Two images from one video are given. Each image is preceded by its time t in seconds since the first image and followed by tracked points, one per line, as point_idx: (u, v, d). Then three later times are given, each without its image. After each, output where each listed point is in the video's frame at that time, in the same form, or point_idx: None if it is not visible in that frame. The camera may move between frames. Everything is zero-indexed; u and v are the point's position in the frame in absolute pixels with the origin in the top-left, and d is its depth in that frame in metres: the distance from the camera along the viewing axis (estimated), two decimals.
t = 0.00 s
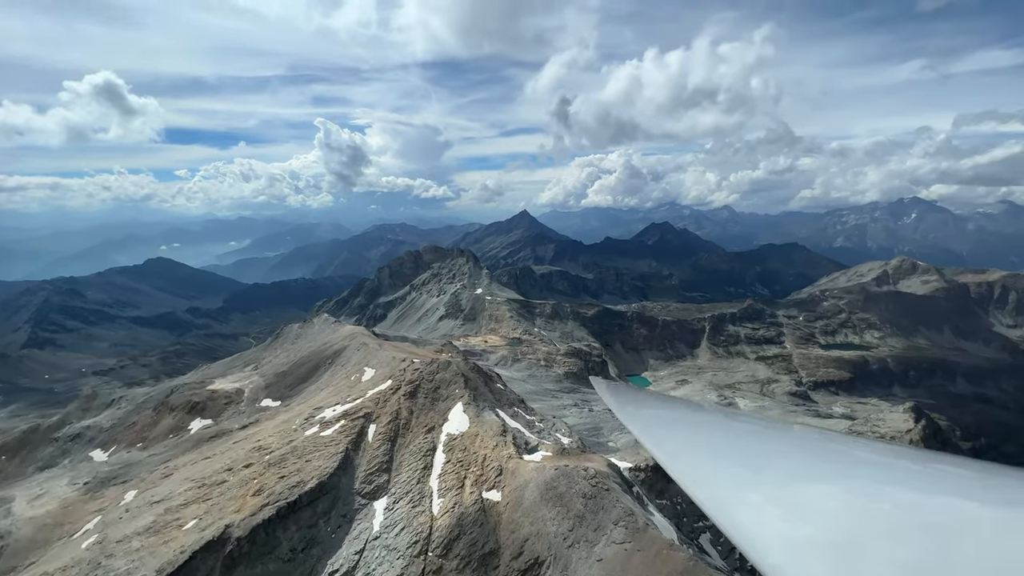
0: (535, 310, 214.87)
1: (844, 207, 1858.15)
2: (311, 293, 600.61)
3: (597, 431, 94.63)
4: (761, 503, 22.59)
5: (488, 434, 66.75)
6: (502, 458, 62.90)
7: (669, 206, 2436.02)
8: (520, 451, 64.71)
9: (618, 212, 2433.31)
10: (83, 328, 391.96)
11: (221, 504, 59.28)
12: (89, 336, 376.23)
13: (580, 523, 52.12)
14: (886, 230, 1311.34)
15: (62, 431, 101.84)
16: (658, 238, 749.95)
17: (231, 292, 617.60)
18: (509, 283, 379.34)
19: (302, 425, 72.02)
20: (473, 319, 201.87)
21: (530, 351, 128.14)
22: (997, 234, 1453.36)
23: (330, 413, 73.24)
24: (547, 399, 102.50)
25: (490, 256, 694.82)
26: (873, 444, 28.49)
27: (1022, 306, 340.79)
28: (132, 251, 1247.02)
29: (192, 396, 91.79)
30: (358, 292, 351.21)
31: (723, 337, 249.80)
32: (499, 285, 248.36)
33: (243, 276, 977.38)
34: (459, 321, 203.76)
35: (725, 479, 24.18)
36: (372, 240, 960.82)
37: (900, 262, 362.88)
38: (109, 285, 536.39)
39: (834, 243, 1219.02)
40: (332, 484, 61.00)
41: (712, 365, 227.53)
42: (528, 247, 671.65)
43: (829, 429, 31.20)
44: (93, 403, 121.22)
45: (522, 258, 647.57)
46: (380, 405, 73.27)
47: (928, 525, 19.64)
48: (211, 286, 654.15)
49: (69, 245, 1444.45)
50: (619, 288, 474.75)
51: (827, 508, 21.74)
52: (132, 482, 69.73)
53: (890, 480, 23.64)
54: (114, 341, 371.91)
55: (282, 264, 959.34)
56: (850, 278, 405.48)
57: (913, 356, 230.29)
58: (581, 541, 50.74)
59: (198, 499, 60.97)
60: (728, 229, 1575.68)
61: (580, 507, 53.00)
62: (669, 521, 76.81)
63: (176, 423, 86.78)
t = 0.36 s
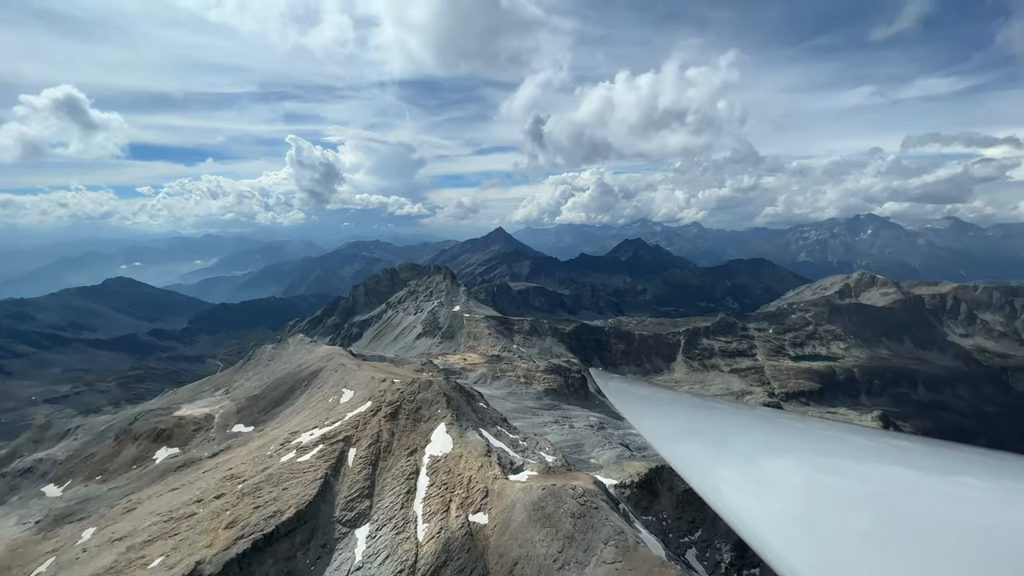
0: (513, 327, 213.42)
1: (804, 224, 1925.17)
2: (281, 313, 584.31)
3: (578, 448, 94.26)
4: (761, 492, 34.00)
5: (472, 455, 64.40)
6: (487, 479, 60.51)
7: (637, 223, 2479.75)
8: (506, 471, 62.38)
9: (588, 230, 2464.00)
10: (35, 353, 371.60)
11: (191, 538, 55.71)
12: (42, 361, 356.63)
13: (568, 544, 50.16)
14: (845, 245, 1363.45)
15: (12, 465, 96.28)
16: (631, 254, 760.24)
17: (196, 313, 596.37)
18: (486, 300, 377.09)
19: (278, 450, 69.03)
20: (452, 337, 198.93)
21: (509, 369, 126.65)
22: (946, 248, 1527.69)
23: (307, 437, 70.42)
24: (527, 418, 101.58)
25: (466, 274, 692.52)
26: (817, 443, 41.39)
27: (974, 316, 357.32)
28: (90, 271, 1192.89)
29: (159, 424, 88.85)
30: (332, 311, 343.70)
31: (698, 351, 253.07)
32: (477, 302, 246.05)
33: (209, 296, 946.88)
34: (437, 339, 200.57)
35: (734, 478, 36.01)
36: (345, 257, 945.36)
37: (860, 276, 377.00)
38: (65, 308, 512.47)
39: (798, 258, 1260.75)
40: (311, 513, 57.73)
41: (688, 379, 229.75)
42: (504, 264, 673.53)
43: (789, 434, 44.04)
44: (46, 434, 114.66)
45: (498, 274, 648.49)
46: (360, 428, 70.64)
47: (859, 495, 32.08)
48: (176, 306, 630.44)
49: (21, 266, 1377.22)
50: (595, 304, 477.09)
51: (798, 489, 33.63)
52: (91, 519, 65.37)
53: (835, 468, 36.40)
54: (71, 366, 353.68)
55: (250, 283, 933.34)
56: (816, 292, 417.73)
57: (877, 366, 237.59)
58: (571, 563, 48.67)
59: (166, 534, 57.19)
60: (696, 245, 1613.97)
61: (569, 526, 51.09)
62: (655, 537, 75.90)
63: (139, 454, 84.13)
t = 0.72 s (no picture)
0: (493, 341, 211.75)
1: (769, 238, 1982.38)
2: (252, 330, 568.11)
3: (561, 462, 93.65)
4: (717, 481, 24.33)
5: (458, 473, 62.07)
6: (473, 498, 58.10)
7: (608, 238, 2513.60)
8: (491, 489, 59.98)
9: (560, 243, 2483.58)
10: None
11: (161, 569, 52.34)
12: None
13: (559, 562, 48.58)
14: (809, 257, 1407.23)
15: None
16: (607, 267, 768.53)
17: (161, 330, 574.22)
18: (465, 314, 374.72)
19: (253, 474, 66.40)
20: (431, 352, 196.05)
21: (490, 383, 124.89)
22: (903, 260, 1592.79)
23: (285, 459, 67.97)
24: (509, 432, 100.39)
25: (443, 288, 688.41)
26: (794, 422, 31.54)
27: (932, 325, 372.10)
28: (47, 288, 1139.82)
29: (124, 451, 87.19)
30: (307, 327, 335.85)
31: (675, 362, 255.06)
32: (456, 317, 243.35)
33: (175, 311, 913.60)
34: (416, 354, 197.33)
35: (679, 458, 26.26)
36: (318, 273, 928.08)
37: (826, 287, 388.58)
38: (20, 328, 487.97)
39: (765, 270, 1295.40)
40: (291, 539, 54.78)
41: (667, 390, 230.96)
42: (482, 278, 672.92)
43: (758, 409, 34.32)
44: None
45: (476, 288, 647.09)
46: (341, 448, 68.22)
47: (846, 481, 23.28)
48: (140, 323, 605.69)
49: None
50: (573, 317, 478.57)
51: (766, 477, 24.04)
52: (51, 552, 61.72)
53: (816, 452, 26.81)
54: (27, 389, 335.78)
55: (219, 299, 906.96)
56: (785, 303, 428.41)
57: (845, 374, 244.42)
58: None
59: (133, 565, 53.69)
60: (667, 258, 1645.39)
61: (559, 543, 49.56)
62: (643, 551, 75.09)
63: (101, 482, 81.83)
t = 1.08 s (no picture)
0: (473, 353, 209.50)
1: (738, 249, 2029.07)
2: (223, 343, 550.94)
3: (545, 474, 92.60)
4: (706, 505, 22.49)
5: (444, 488, 59.93)
6: (461, 515, 56.04)
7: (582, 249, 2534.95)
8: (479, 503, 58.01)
9: (536, 254, 2494.98)
10: None
11: None
12: None
13: None
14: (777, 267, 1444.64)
15: None
16: (584, 278, 773.60)
17: (125, 345, 551.67)
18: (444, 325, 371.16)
19: (230, 495, 63.55)
20: (411, 365, 192.60)
21: (471, 396, 123.09)
22: (865, 269, 1649.20)
23: (264, 478, 65.32)
24: (492, 445, 99.03)
25: (422, 300, 682.14)
26: (773, 438, 30.46)
27: (896, 332, 384.31)
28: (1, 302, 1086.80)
29: (89, 475, 83.19)
30: (282, 340, 327.52)
31: (654, 371, 256.81)
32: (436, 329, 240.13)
33: (140, 325, 879.95)
34: (396, 367, 193.52)
35: (668, 479, 24.87)
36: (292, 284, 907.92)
37: (797, 295, 397.94)
38: None
39: (736, 279, 1323.68)
40: (271, 562, 52.01)
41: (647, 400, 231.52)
42: (461, 289, 669.75)
43: (735, 424, 33.33)
44: None
45: (455, 300, 643.14)
46: (322, 466, 65.76)
47: (839, 500, 21.93)
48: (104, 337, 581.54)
49: None
50: (552, 327, 478.49)
51: (755, 497, 22.44)
52: None
53: (810, 469, 25.47)
54: None
55: (188, 313, 879.03)
56: (757, 312, 437.36)
57: (817, 380, 250.24)
58: None
59: None
60: (641, 268, 1667.33)
61: (552, 556, 48.32)
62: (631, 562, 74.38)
63: (63, 508, 78.00)
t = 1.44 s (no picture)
0: (455, 363, 207.02)
1: (711, 258, 2068.80)
2: (195, 356, 533.54)
3: (530, 485, 91.38)
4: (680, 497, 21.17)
5: (432, 501, 57.79)
6: (450, 528, 53.84)
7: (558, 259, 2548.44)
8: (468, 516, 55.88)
9: (513, 264, 2498.55)
10: None
11: None
12: None
13: None
14: (750, 275, 1475.80)
15: None
16: (564, 287, 775.91)
17: (89, 360, 529.10)
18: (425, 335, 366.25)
19: (209, 514, 60.96)
20: (392, 376, 189.03)
21: (454, 406, 121.34)
22: (832, 277, 1698.64)
23: (244, 496, 62.91)
24: (476, 457, 97.63)
25: (401, 310, 674.57)
26: (742, 430, 29.58)
27: (865, 338, 395.47)
28: None
29: (54, 499, 79.33)
30: (258, 352, 318.83)
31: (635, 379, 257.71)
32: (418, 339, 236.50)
33: (105, 338, 847.05)
34: (377, 378, 189.41)
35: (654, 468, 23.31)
36: (266, 295, 887.78)
37: (770, 303, 406.30)
38: None
39: (710, 286, 1347.46)
40: None
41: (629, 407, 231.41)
42: (441, 299, 665.16)
43: (706, 415, 32.34)
44: None
45: (435, 309, 637.51)
46: (305, 483, 63.47)
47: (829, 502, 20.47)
48: (66, 350, 557.13)
49: None
50: (533, 336, 477.28)
51: (730, 491, 21.24)
52: None
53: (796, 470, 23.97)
54: None
55: (156, 325, 850.40)
56: (733, 319, 444.45)
57: (792, 385, 255.76)
58: None
59: None
60: (617, 276, 1682.00)
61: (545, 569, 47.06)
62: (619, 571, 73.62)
63: (24, 534, 73.75)
